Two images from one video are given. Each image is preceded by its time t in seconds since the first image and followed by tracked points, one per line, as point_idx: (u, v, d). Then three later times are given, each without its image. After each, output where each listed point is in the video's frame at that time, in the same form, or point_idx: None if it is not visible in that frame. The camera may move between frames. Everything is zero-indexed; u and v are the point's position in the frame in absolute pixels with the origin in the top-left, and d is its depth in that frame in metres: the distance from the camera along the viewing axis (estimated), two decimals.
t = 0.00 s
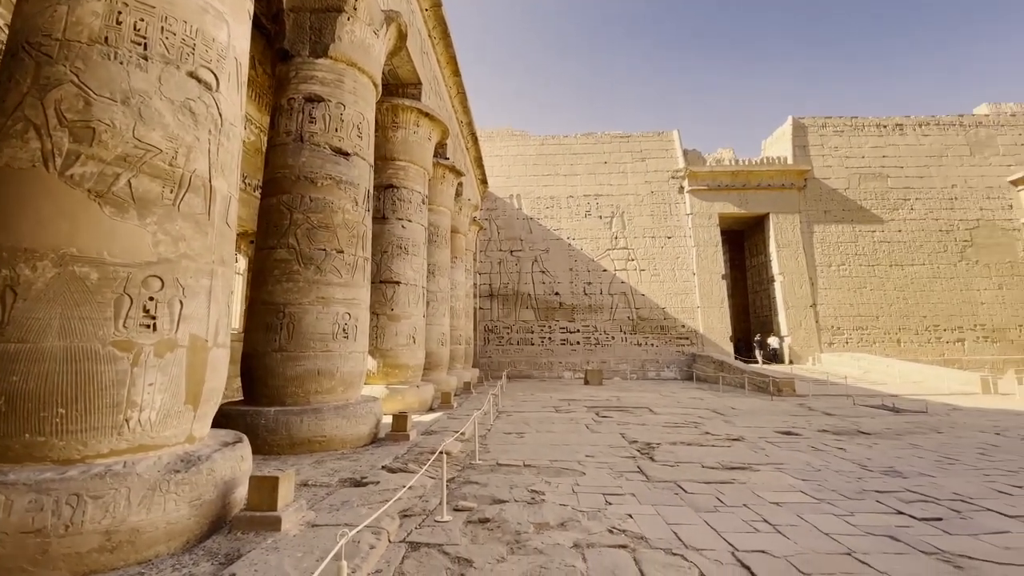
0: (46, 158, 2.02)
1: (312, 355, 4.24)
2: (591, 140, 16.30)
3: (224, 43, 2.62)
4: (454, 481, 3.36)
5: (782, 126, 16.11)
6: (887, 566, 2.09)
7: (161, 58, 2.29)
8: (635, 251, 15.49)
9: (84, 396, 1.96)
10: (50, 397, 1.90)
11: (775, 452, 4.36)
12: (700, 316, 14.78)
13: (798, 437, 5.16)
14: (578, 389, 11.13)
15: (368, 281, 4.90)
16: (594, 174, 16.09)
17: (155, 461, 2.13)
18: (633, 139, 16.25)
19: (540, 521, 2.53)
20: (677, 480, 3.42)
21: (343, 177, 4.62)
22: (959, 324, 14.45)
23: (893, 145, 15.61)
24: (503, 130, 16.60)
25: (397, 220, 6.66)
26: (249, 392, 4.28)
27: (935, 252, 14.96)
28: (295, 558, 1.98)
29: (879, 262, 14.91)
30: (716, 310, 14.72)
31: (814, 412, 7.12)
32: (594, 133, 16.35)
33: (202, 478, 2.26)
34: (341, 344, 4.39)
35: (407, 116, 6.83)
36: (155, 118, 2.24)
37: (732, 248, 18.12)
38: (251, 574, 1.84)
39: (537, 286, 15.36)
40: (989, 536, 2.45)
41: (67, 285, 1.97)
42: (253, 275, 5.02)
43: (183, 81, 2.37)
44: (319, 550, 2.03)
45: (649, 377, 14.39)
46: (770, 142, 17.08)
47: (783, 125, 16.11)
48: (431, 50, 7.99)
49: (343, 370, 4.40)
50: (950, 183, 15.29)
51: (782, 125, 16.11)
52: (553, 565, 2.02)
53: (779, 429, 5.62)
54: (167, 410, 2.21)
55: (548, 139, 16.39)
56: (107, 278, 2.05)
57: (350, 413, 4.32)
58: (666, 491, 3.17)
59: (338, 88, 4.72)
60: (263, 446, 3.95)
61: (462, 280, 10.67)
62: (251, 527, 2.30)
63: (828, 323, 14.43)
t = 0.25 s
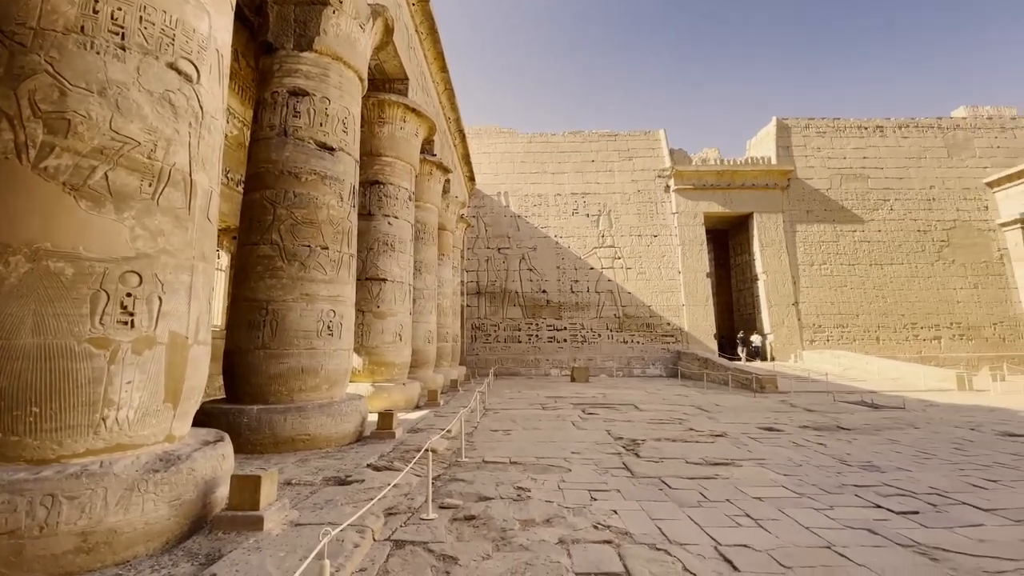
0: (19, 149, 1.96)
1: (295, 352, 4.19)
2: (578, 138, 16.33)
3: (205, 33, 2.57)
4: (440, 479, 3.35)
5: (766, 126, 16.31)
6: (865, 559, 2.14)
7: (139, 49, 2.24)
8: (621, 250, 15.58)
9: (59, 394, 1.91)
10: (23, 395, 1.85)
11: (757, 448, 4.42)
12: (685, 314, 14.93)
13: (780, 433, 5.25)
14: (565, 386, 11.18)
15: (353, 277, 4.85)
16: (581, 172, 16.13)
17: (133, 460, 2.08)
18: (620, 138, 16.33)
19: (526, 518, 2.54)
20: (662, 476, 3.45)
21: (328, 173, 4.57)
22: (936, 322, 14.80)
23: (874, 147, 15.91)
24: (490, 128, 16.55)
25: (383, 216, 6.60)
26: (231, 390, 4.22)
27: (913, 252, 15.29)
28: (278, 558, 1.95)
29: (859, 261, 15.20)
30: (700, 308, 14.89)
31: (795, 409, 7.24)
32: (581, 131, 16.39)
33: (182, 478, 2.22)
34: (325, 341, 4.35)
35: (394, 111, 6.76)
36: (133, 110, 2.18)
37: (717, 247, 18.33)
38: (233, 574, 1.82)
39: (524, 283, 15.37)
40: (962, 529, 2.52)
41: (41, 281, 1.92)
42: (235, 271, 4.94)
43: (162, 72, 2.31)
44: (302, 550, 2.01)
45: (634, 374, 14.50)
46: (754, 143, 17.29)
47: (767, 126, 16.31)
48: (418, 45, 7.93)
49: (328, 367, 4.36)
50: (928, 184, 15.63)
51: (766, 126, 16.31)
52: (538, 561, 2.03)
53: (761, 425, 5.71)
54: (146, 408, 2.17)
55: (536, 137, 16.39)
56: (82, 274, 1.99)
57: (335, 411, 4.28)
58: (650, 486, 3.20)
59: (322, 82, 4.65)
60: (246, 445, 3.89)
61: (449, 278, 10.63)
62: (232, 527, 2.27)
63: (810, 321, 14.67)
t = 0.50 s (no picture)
0: None
1: (275, 349, 4.13)
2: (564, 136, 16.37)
3: (181, 22, 2.51)
4: (422, 476, 3.33)
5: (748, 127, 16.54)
6: (839, 550, 2.19)
7: (113, 37, 2.18)
8: (605, 248, 15.68)
9: (27, 392, 1.85)
10: None
11: (736, 443, 4.50)
12: (668, 311, 15.10)
13: (759, 428, 5.34)
14: (549, 383, 11.23)
15: (335, 274, 4.80)
16: (566, 170, 16.17)
17: (106, 460, 2.03)
18: (604, 137, 16.41)
19: (508, 514, 2.54)
20: (643, 471, 3.48)
21: (309, 167, 4.50)
22: (909, 320, 15.20)
23: (852, 148, 16.25)
24: (476, 124, 16.48)
25: (366, 212, 6.53)
26: (209, 388, 4.14)
27: (888, 252, 15.67)
28: (256, 557, 1.93)
29: (837, 260, 15.53)
30: (683, 305, 15.07)
31: (774, 405, 7.37)
32: (566, 129, 16.42)
33: (156, 476, 2.17)
34: (306, 338, 4.29)
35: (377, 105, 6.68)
36: (105, 99, 2.12)
37: (699, 245, 18.55)
38: (208, 574, 1.79)
39: (509, 280, 15.36)
40: (932, 521, 2.59)
41: (7, 275, 1.85)
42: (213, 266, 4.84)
43: (137, 61, 2.25)
44: (281, 549, 1.99)
45: (618, 371, 14.61)
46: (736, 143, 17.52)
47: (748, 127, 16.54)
48: (402, 39, 7.85)
49: (308, 365, 4.30)
50: (903, 186, 16.03)
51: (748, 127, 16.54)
52: (519, 557, 2.04)
53: (741, 421, 5.81)
54: (119, 406, 2.11)
55: (521, 134, 16.37)
56: (52, 268, 1.93)
57: (316, 408, 4.23)
58: (631, 481, 3.23)
59: (304, 75, 4.58)
60: (223, 443, 3.83)
61: (433, 275, 10.57)
62: (209, 527, 2.23)
63: (788, 319, 14.96)
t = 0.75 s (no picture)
0: None
1: (257, 346, 4.07)
2: (550, 134, 16.38)
3: (159, 12, 2.45)
4: (407, 473, 3.32)
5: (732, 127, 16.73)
6: (817, 544, 2.24)
7: (88, 26, 2.12)
8: (591, 246, 15.74)
9: None
10: None
11: (718, 439, 4.56)
12: (653, 309, 15.23)
13: (740, 424, 5.42)
14: (535, 380, 11.26)
15: (319, 270, 4.74)
16: (553, 168, 16.19)
17: (80, 460, 1.98)
18: (591, 135, 16.46)
19: (492, 511, 2.54)
20: (626, 467, 3.51)
21: (292, 161, 4.43)
22: (887, 318, 15.55)
23: (833, 150, 16.54)
24: (462, 120, 16.39)
25: (351, 207, 6.45)
26: (188, 385, 4.06)
27: (867, 252, 16.00)
28: (235, 557, 1.90)
29: (818, 259, 15.81)
30: (667, 303, 15.21)
31: (755, 401, 7.49)
32: (553, 127, 16.43)
33: (134, 476, 2.13)
34: (288, 335, 4.24)
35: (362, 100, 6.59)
36: (80, 90, 2.06)
37: (684, 244, 18.73)
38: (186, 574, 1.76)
39: (495, 278, 15.34)
40: (907, 514, 2.66)
41: None
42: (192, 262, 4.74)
43: (113, 51, 2.19)
44: (262, 548, 1.96)
45: (603, 368, 14.71)
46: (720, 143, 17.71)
47: (732, 127, 16.73)
48: (388, 34, 7.76)
49: (290, 362, 4.25)
50: (881, 186, 16.37)
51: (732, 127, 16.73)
52: (503, 554, 2.04)
53: (723, 417, 5.89)
54: (94, 405, 2.07)
55: (508, 131, 16.33)
56: (23, 263, 1.87)
57: (299, 406, 4.18)
58: (615, 477, 3.25)
59: (287, 68, 4.50)
60: (203, 442, 3.77)
61: (418, 271, 10.51)
62: (187, 527, 2.19)
63: (770, 317, 15.20)
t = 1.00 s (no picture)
0: None
1: (234, 343, 4.00)
2: (535, 131, 16.38)
3: None
4: (388, 471, 3.30)
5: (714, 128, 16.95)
6: (791, 536, 2.29)
7: (57, 11, 2.04)
8: (575, 243, 15.81)
9: None
10: None
11: (698, 434, 4.62)
12: (635, 307, 15.37)
13: (720, 420, 5.50)
14: (518, 377, 11.28)
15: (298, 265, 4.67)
16: (538, 165, 16.20)
17: (49, 459, 1.92)
18: (575, 133, 16.51)
19: (474, 508, 2.54)
20: (608, 463, 3.55)
21: (271, 155, 4.36)
22: (861, 316, 15.95)
23: (811, 151, 16.86)
24: (447, 116, 16.28)
25: (332, 202, 6.37)
26: (163, 383, 3.97)
27: (843, 251, 16.37)
28: (211, 557, 1.87)
29: (796, 258, 16.12)
30: (649, 301, 15.37)
31: (734, 397, 7.62)
32: (538, 124, 16.43)
33: (105, 475, 2.07)
34: (267, 332, 4.17)
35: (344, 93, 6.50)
36: (48, 77, 1.99)
37: (666, 242, 18.93)
38: None
39: (480, 275, 15.30)
40: (879, 506, 2.74)
41: None
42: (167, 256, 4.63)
43: (84, 38, 2.12)
44: (238, 548, 1.93)
45: (586, 365, 14.80)
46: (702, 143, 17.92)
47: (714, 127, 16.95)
48: (371, 26, 7.67)
49: (269, 359, 4.18)
50: (858, 187, 16.75)
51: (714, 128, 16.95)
52: (484, 550, 2.04)
53: (703, 412, 5.98)
54: (63, 402, 2.00)
55: (493, 128, 16.28)
56: None
57: (278, 404, 4.13)
58: (596, 473, 3.28)
59: (267, 59, 4.42)
60: (179, 440, 3.69)
61: (402, 268, 10.42)
62: (161, 526, 2.15)
63: (749, 315, 15.47)
